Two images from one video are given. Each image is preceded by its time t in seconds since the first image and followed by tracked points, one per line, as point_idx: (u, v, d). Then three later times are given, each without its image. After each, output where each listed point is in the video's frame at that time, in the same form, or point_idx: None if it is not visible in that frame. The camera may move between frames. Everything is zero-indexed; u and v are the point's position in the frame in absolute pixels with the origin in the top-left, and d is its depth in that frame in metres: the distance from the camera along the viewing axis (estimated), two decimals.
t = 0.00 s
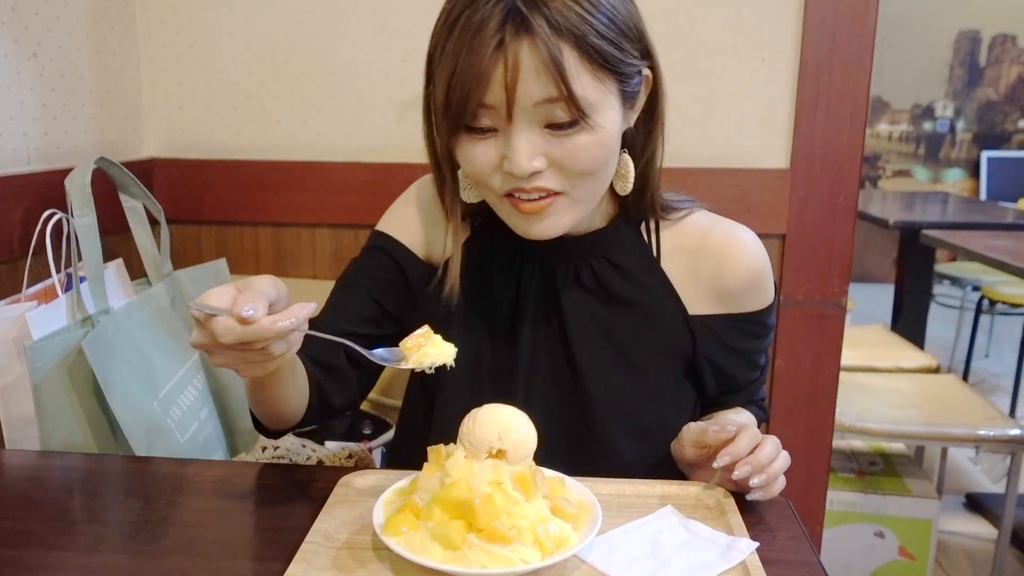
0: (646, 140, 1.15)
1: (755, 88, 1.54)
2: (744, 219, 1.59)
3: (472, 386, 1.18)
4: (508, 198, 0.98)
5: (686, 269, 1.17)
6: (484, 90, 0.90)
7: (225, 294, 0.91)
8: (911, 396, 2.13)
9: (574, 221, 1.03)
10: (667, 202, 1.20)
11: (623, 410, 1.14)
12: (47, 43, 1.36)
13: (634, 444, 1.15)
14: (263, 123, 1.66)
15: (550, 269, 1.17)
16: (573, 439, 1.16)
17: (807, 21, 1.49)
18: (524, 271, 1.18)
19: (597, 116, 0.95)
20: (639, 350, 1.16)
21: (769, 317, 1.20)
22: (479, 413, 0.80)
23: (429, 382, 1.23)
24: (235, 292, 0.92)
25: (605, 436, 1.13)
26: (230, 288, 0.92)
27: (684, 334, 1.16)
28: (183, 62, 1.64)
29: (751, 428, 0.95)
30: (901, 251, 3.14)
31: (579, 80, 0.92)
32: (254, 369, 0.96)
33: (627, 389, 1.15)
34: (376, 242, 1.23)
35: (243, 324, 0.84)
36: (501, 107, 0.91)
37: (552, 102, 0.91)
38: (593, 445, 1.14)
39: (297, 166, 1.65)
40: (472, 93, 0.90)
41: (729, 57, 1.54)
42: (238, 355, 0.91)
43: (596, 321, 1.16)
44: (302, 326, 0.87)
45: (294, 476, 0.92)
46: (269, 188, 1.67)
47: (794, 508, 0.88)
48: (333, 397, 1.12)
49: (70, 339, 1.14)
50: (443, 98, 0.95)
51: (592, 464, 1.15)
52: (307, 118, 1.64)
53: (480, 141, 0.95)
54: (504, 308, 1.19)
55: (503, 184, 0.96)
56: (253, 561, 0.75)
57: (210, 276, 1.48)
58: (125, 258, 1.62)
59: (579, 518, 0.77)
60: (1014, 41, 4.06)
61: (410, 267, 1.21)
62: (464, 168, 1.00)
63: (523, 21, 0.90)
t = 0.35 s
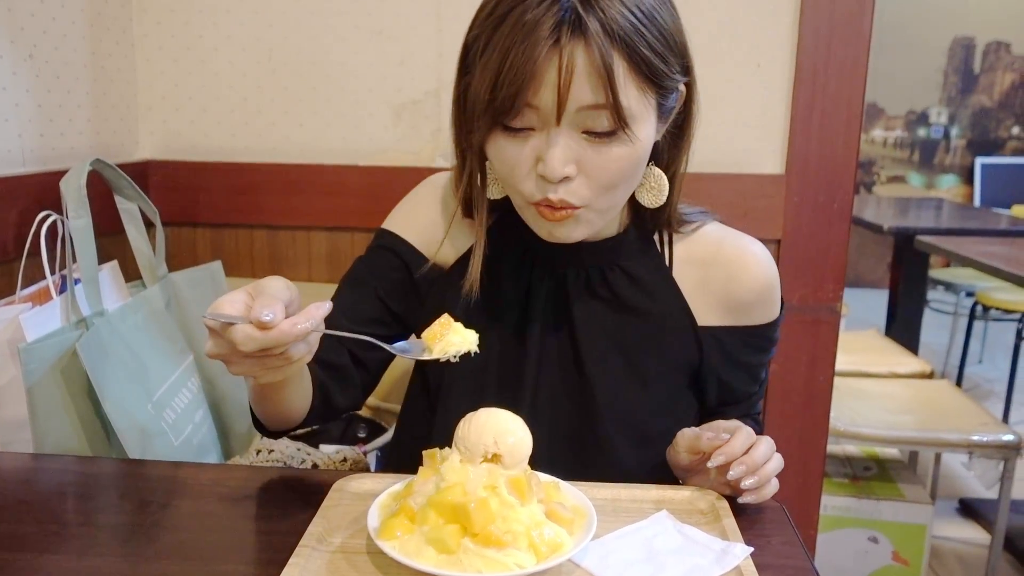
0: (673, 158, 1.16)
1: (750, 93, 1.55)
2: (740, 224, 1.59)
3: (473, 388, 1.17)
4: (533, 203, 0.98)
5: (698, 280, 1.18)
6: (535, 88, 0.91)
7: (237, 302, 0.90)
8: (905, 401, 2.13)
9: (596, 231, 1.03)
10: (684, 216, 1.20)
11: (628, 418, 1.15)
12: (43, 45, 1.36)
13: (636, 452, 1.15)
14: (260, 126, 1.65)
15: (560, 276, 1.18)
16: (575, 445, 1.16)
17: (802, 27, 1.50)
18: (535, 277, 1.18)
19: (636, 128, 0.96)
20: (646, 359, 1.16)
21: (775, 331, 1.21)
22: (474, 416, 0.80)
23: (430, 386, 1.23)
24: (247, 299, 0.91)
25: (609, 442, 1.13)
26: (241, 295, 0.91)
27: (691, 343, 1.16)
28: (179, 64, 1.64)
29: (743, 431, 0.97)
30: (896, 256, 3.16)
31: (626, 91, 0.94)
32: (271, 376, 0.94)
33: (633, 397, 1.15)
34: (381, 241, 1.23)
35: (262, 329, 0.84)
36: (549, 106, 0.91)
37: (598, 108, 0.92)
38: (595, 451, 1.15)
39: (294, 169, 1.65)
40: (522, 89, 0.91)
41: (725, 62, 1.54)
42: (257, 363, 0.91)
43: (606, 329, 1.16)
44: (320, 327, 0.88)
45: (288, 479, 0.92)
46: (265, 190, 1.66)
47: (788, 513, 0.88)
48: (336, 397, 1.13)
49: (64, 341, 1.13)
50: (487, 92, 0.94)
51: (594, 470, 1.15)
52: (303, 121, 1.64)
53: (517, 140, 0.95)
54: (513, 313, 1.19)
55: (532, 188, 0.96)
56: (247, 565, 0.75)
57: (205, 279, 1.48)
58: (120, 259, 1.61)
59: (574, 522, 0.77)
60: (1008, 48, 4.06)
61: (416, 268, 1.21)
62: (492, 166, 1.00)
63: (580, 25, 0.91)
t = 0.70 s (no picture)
0: (685, 171, 1.17)
1: (748, 98, 1.55)
2: (738, 228, 1.59)
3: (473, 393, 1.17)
4: (539, 192, 0.98)
5: (701, 291, 1.18)
6: (553, 72, 0.92)
7: (238, 306, 0.88)
8: (903, 405, 2.14)
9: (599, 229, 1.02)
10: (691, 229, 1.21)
11: (628, 425, 1.15)
12: (42, 47, 1.36)
13: (635, 459, 1.16)
14: (258, 129, 1.65)
15: (563, 284, 1.18)
16: (573, 451, 1.17)
17: (800, 32, 1.50)
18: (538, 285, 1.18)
19: (649, 126, 0.97)
20: (647, 367, 1.16)
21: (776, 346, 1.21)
22: (472, 420, 0.80)
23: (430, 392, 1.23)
24: (247, 303, 0.90)
25: (608, 449, 1.14)
26: (241, 299, 0.89)
27: (692, 352, 1.16)
28: (178, 67, 1.64)
29: (741, 435, 0.97)
30: (893, 260, 3.16)
31: (643, 86, 0.95)
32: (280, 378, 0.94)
33: (634, 405, 1.16)
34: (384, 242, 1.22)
35: (264, 331, 0.83)
36: (566, 92, 0.92)
37: (613, 100, 0.93)
38: (596, 456, 1.15)
39: (292, 172, 1.65)
40: (542, 72, 0.92)
41: (724, 67, 1.54)
42: (267, 366, 0.90)
43: (609, 337, 1.16)
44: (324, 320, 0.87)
45: (285, 482, 0.92)
46: (264, 193, 1.66)
47: (785, 517, 0.88)
48: (341, 399, 1.11)
49: (61, 343, 1.13)
50: (506, 74, 0.95)
51: (592, 475, 1.16)
52: (302, 124, 1.65)
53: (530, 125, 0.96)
54: (516, 319, 1.19)
55: (540, 176, 0.96)
56: (243, 569, 0.75)
57: (202, 282, 1.48)
58: (117, 261, 1.61)
59: (571, 526, 0.77)
60: (1004, 53, 4.08)
61: (420, 269, 1.20)
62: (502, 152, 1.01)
63: (604, 15, 0.92)
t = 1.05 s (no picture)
0: (692, 172, 1.17)
1: (746, 99, 1.56)
2: (737, 229, 1.59)
3: (474, 394, 1.18)
4: (547, 184, 0.98)
5: (705, 295, 1.18)
6: (565, 62, 0.92)
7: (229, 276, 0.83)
8: (902, 406, 2.14)
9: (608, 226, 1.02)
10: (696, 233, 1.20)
11: (628, 428, 1.15)
12: (40, 50, 1.36)
13: (635, 461, 1.16)
14: (258, 131, 1.65)
15: (566, 285, 1.17)
16: (574, 454, 1.17)
17: (799, 34, 1.50)
18: (540, 287, 1.17)
19: (659, 117, 0.97)
20: (649, 370, 1.16)
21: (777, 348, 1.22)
22: (470, 422, 0.81)
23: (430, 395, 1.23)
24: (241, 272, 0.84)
25: (609, 450, 1.14)
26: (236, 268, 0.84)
27: (693, 354, 1.17)
28: (176, 69, 1.64)
29: (742, 435, 0.98)
30: (892, 262, 3.16)
31: (653, 77, 0.95)
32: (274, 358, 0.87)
33: (635, 408, 1.16)
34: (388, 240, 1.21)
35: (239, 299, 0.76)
36: (577, 81, 0.92)
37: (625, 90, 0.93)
38: (597, 458, 1.16)
39: (291, 174, 1.64)
40: (553, 61, 0.93)
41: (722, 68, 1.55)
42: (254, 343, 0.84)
43: (610, 339, 1.16)
44: (308, 300, 0.78)
45: (284, 484, 0.92)
46: (263, 195, 1.66)
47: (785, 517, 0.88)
48: (349, 397, 1.12)
49: (59, 345, 1.13)
50: (517, 64, 0.96)
51: (593, 476, 1.16)
52: (301, 126, 1.65)
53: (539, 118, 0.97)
54: (517, 321, 1.19)
55: (550, 168, 0.96)
56: (242, 571, 0.75)
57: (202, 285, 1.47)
58: (116, 264, 1.61)
59: (571, 527, 0.77)
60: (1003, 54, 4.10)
61: (421, 268, 1.20)
62: (508, 147, 1.01)
63: (616, 6, 0.93)
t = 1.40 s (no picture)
0: (684, 158, 1.19)
1: (746, 97, 1.55)
2: (737, 226, 1.59)
3: (475, 390, 1.18)
4: (556, 166, 0.98)
5: (704, 288, 1.19)
6: (566, 39, 0.94)
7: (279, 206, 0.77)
8: (903, 403, 2.14)
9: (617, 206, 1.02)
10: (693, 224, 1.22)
11: (630, 424, 1.15)
12: (39, 50, 1.36)
13: (638, 457, 1.16)
14: (257, 129, 1.65)
15: (566, 280, 1.17)
16: (577, 450, 1.17)
17: (799, 31, 1.50)
18: (540, 282, 1.17)
19: (660, 90, 0.99)
20: (649, 365, 1.16)
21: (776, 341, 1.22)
22: (469, 419, 0.80)
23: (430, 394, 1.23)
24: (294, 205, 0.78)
25: (613, 446, 1.14)
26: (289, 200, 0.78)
27: (694, 349, 1.17)
28: (176, 68, 1.64)
29: (745, 436, 0.97)
30: (893, 259, 3.16)
31: (652, 49, 0.98)
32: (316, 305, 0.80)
33: (636, 403, 1.16)
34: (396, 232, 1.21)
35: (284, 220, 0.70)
36: (580, 56, 0.94)
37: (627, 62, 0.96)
38: (600, 455, 1.15)
39: (291, 173, 1.65)
40: (555, 38, 0.94)
41: (722, 66, 1.54)
42: (297, 280, 0.77)
43: (611, 334, 1.16)
44: (357, 230, 0.71)
45: (285, 482, 0.92)
46: (264, 194, 1.66)
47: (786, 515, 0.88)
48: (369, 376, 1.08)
49: (59, 344, 1.13)
50: (516, 48, 0.97)
51: (595, 473, 1.16)
52: (300, 125, 1.65)
53: (541, 99, 0.98)
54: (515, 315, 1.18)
55: (557, 148, 0.97)
56: (242, 568, 0.75)
57: (203, 283, 1.47)
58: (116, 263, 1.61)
59: (571, 525, 0.77)
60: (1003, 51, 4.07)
61: (421, 261, 1.19)
62: (510, 134, 1.01)
63: None
